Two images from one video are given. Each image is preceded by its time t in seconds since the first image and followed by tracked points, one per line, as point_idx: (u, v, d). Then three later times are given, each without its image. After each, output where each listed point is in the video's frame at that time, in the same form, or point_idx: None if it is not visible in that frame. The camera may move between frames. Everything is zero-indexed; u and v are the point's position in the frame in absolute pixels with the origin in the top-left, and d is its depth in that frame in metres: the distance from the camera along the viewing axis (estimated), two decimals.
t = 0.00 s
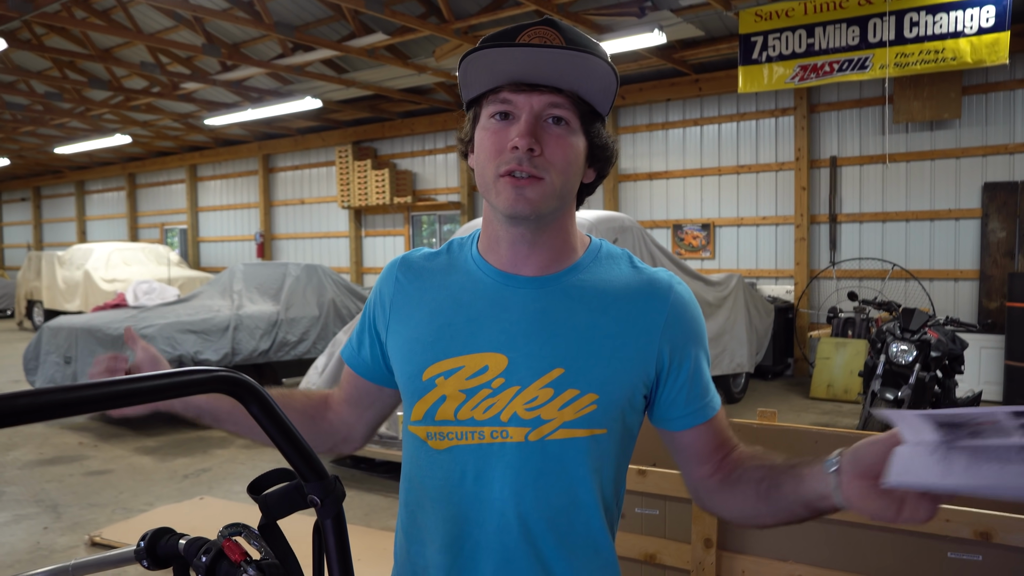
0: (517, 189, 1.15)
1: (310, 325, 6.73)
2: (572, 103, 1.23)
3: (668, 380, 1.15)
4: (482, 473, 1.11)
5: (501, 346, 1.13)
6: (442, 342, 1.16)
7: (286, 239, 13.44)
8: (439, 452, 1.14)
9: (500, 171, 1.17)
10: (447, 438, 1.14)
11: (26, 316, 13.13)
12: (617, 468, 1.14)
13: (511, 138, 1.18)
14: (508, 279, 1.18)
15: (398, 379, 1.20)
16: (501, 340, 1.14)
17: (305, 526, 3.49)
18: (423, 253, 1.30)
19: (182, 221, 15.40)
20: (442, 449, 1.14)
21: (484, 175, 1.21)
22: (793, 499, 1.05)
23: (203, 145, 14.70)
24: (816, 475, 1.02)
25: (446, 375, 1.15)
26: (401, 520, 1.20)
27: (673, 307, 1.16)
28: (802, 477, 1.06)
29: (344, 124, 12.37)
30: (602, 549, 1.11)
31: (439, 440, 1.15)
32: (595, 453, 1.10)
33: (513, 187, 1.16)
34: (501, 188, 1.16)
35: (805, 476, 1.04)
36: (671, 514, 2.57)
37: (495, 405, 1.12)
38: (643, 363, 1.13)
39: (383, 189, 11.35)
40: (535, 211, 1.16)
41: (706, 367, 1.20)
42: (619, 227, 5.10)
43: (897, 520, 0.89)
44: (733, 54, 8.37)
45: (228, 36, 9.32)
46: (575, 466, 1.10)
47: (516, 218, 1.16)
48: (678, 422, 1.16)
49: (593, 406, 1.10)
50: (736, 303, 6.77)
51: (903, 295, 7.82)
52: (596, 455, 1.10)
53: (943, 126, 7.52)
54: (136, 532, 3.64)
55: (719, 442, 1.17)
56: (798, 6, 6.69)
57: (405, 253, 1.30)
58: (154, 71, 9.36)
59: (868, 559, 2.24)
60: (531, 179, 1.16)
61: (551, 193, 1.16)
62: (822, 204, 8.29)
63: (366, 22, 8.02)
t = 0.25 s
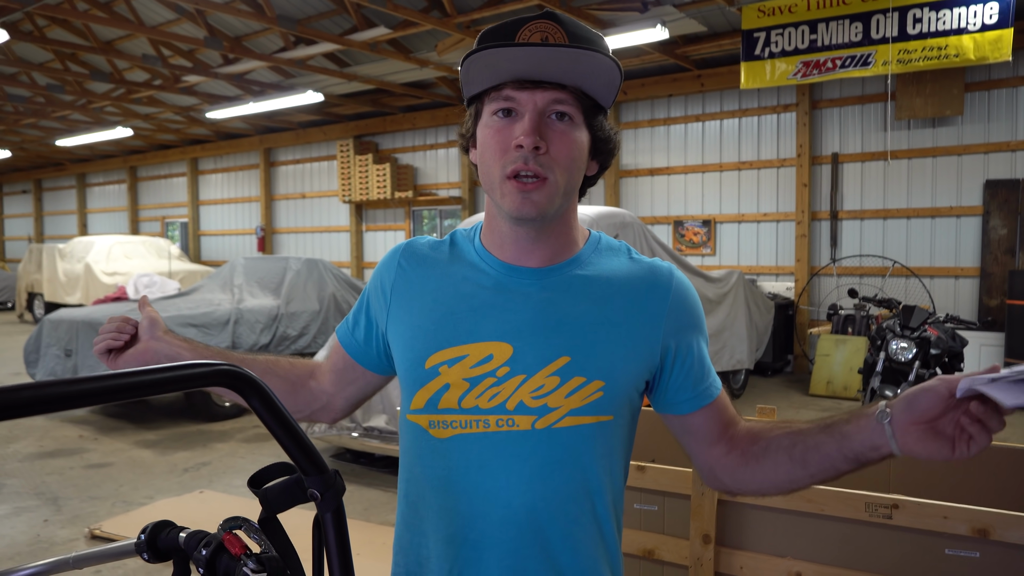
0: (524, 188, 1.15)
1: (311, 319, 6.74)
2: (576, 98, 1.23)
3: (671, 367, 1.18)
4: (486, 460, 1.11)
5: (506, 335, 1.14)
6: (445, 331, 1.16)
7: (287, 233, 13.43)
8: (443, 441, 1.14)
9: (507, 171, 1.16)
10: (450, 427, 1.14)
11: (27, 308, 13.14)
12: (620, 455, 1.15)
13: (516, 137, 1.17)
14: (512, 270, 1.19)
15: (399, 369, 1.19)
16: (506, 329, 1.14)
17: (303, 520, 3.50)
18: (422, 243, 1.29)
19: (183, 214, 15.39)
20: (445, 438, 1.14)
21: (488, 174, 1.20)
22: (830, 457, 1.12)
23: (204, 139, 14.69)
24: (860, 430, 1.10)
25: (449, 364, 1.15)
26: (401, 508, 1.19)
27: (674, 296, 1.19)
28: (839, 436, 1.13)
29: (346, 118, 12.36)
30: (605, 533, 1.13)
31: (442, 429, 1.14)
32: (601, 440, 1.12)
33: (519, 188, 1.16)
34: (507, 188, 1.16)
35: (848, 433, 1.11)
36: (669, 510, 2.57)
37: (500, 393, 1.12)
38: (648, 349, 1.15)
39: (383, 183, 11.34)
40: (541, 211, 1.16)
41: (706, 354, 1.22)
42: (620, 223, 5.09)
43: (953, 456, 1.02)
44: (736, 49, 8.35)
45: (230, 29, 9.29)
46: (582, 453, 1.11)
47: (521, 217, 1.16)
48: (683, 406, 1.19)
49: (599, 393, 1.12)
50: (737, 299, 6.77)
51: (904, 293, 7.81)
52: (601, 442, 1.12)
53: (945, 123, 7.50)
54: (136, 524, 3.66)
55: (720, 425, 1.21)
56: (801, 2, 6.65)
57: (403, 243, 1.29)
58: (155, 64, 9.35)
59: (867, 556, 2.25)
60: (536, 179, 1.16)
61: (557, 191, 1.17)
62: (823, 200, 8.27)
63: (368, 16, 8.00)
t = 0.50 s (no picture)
0: (518, 189, 1.15)
1: (307, 316, 6.73)
2: (574, 98, 1.22)
3: (670, 358, 1.19)
4: (487, 455, 1.11)
5: (506, 330, 1.14)
6: (444, 327, 1.16)
7: (284, 230, 13.41)
8: (443, 437, 1.14)
9: (503, 171, 1.16)
10: (451, 422, 1.14)
11: (23, 305, 13.11)
12: (619, 447, 1.16)
13: (513, 137, 1.17)
14: (512, 264, 1.19)
15: (398, 366, 1.19)
16: (506, 323, 1.14)
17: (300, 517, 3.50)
18: (418, 238, 1.29)
19: (180, 210, 15.36)
20: (444, 433, 1.14)
21: (485, 173, 1.20)
22: (835, 436, 1.15)
23: (201, 135, 14.65)
24: (866, 406, 1.13)
25: (449, 359, 1.15)
26: (401, 504, 1.19)
27: (672, 287, 1.20)
28: (845, 415, 1.15)
29: (343, 115, 12.33)
30: (605, 527, 1.14)
31: (442, 424, 1.14)
32: (602, 432, 1.13)
33: (515, 187, 1.16)
34: (503, 188, 1.16)
35: (855, 410, 1.14)
36: (665, 508, 2.58)
37: (501, 388, 1.12)
38: (649, 341, 1.16)
39: (381, 180, 11.33)
40: (536, 211, 1.16)
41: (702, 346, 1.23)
42: (617, 221, 5.09)
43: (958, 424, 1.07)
44: (733, 47, 8.35)
45: (227, 25, 9.27)
46: (584, 445, 1.11)
47: (517, 218, 1.16)
48: (683, 396, 1.21)
49: (600, 385, 1.12)
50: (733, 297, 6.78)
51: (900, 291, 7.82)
52: (601, 434, 1.13)
53: (942, 121, 7.51)
54: (133, 521, 3.65)
55: (719, 412, 1.24)
56: None
57: (399, 238, 1.28)
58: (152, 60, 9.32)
59: (863, 553, 2.25)
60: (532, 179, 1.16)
61: (553, 190, 1.17)
62: (820, 198, 8.28)
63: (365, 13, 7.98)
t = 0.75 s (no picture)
0: (523, 181, 1.15)
1: (305, 313, 6.72)
2: (579, 92, 1.23)
3: (670, 354, 1.20)
4: (489, 453, 1.11)
5: (508, 328, 1.14)
6: (445, 325, 1.15)
7: (282, 227, 13.39)
8: (444, 435, 1.14)
9: (507, 162, 1.16)
10: (452, 420, 1.13)
11: (20, 301, 13.07)
12: (620, 444, 1.16)
13: (518, 130, 1.18)
14: (513, 261, 1.19)
15: (398, 363, 1.18)
16: (507, 321, 1.14)
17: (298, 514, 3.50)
18: (418, 233, 1.28)
19: (178, 207, 15.33)
20: (446, 431, 1.14)
21: (489, 166, 1.20)
22: (851, 409, 1.16)
23: (199, 132, 14.62)
24: (876, 370, 1.15)
25: (450, 356, 1.14)
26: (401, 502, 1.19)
27: (673, 283, 1.21)
28: (859, 385, 1.16)
29: (341, 112, 12.32)
30: (607, 525, 1.14)
31: (442, 422, 1.14)
32: (603, 430, 1.13)
33: (519, 180, 1.16)
34: (507, 179, 1.16)
35: (867, 379, 1.15)
36: (663, 505, 2.59)
37: (502, 385, 1.12)
38: (651, 337, 1.16)
39: (379, 178, 11.32)
40: (540, 203, 1.16)
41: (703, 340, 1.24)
42: (616, 218, 5.09)
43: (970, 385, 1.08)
44: (732, 45, 8.35)
45: (225, 21, 9.24)
46: (586, 443, 1.12)
47: (520, 211, 1.17)
48: (689, 393, 1.22)
49: (602, 383, 1.12)
50: (731, 294, 6.80)
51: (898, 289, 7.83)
52: (603, 432, 1.13)
53: (941, 119, 7.52)
54: (131, 518, 3.65)
55: (731, 399, 1.24)
56: None
57: (398, 233, 1.28)
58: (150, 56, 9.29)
59: (861, 551, 2.25)
60: (536, 172, 1.16)
61: (557, 184, 1.17)
62: (819, 196, 8.29)
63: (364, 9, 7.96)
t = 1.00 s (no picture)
0: (523, 173, 1.15)
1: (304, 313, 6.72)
2: (578, 85, 1.24)
3: (675, 346, 1.20)
4: (492, 454, 1.11)
5: (507, 327, 1.13)
6: (445, 324, 1.15)
7: (280, 227, 13.38)
8: (445, 435, 1.14)
9: (507, 156, 1.16)
10: (453, 421, 1.13)
11: (18, 302, 13.05)
12: (622, 442, 1.16)
13: (518, 123, 1.18)
14: (513, 258, 1.19)
15: (398, 363, 1.18)
16: (506, 320, 1.14)
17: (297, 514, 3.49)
18: (417, 231, 1.28)
19: (175, 208, 15.30)
20: (447, 431, 1.14)
21: (489, 161, 1.20)
22: (883, 370, 1.15)
23: (196, 132, 14.60)
24: (897, 326, 1.14)
25: (450, 356, 1.14)
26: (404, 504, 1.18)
27: (673, 276, 1.21)
28: (882, 344, 1.16)
29: (339, 111, 12.31)
30: (611, 524, 1.14)
31: (443, 422, 1.14)
32: (604, 428, 1.13)
33: (518, 172, 1.16)
34: (507, 172, 1.16)
35: (889, 336, 1.15)
36: (662, 504, 2.59)
37: (503, 385, 1.12)
38: (653, 332, 1.16)
39: (377, 177, 11.32)
40: (541, 195, 1.16)
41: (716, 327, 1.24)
42: (614, 217, 5.09)
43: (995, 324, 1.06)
44: (730, 44, 8.35)
45: (222, 21, 9.23)
46: (588, 441, 1.12)
47: (521, 204, 1.16)
48: (707, 377, 1.20)
49: (602, 380, 1.12)
50: (729, 292, 6.81)
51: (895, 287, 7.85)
52: (605, 430, 1.13)
53: (938, 117, 7.53)
54: (130, 519, 3.65)
55: (756, 380, 1.22)
56: None
57: (397, 231, 1.27)
58: (147, 57, 9.28)
59: (859, 549, 2.26)
60: (536, 163, 1.16)
61: (557, 176, 1.17)
62: (816, 194, 8.30)
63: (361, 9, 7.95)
